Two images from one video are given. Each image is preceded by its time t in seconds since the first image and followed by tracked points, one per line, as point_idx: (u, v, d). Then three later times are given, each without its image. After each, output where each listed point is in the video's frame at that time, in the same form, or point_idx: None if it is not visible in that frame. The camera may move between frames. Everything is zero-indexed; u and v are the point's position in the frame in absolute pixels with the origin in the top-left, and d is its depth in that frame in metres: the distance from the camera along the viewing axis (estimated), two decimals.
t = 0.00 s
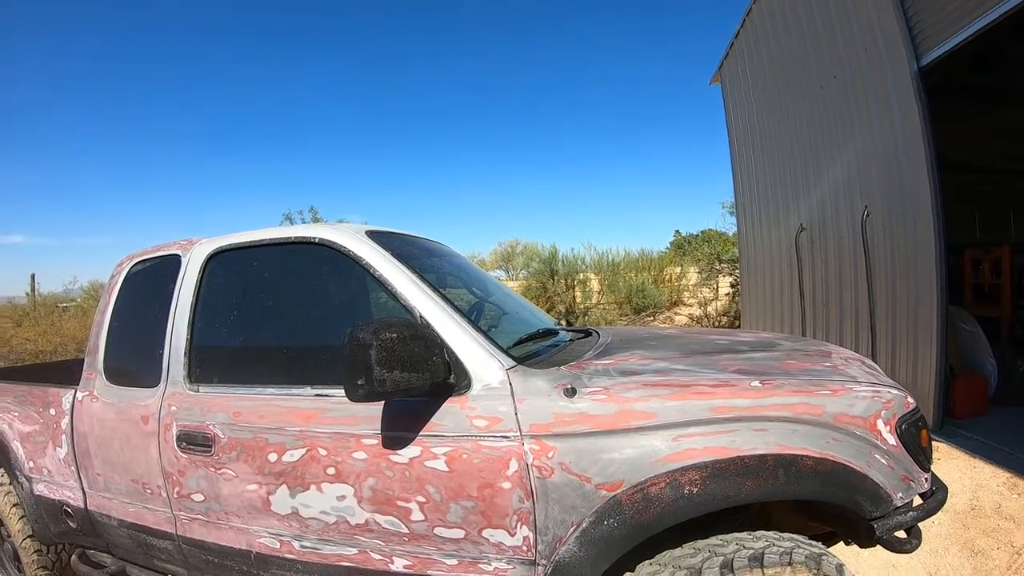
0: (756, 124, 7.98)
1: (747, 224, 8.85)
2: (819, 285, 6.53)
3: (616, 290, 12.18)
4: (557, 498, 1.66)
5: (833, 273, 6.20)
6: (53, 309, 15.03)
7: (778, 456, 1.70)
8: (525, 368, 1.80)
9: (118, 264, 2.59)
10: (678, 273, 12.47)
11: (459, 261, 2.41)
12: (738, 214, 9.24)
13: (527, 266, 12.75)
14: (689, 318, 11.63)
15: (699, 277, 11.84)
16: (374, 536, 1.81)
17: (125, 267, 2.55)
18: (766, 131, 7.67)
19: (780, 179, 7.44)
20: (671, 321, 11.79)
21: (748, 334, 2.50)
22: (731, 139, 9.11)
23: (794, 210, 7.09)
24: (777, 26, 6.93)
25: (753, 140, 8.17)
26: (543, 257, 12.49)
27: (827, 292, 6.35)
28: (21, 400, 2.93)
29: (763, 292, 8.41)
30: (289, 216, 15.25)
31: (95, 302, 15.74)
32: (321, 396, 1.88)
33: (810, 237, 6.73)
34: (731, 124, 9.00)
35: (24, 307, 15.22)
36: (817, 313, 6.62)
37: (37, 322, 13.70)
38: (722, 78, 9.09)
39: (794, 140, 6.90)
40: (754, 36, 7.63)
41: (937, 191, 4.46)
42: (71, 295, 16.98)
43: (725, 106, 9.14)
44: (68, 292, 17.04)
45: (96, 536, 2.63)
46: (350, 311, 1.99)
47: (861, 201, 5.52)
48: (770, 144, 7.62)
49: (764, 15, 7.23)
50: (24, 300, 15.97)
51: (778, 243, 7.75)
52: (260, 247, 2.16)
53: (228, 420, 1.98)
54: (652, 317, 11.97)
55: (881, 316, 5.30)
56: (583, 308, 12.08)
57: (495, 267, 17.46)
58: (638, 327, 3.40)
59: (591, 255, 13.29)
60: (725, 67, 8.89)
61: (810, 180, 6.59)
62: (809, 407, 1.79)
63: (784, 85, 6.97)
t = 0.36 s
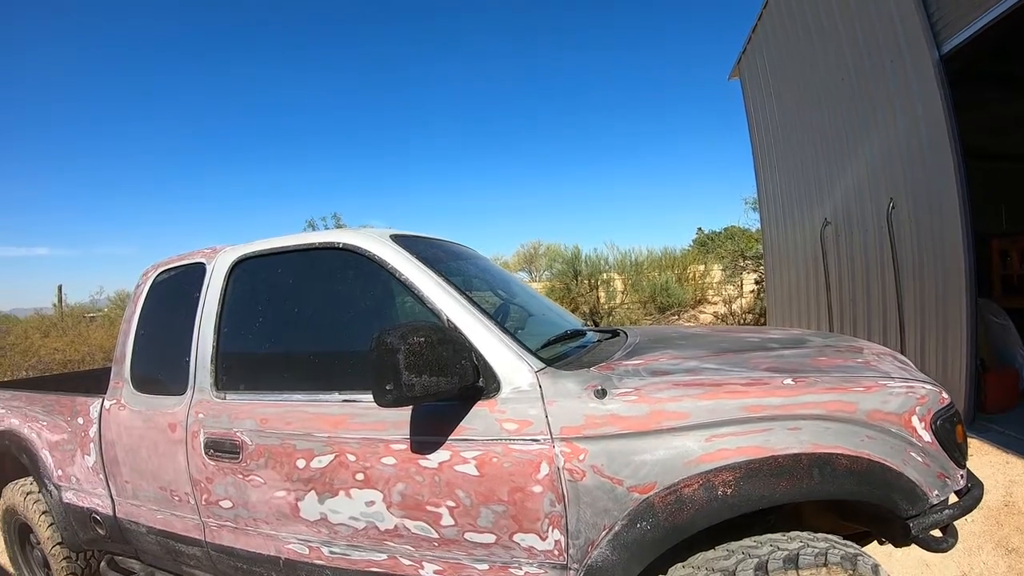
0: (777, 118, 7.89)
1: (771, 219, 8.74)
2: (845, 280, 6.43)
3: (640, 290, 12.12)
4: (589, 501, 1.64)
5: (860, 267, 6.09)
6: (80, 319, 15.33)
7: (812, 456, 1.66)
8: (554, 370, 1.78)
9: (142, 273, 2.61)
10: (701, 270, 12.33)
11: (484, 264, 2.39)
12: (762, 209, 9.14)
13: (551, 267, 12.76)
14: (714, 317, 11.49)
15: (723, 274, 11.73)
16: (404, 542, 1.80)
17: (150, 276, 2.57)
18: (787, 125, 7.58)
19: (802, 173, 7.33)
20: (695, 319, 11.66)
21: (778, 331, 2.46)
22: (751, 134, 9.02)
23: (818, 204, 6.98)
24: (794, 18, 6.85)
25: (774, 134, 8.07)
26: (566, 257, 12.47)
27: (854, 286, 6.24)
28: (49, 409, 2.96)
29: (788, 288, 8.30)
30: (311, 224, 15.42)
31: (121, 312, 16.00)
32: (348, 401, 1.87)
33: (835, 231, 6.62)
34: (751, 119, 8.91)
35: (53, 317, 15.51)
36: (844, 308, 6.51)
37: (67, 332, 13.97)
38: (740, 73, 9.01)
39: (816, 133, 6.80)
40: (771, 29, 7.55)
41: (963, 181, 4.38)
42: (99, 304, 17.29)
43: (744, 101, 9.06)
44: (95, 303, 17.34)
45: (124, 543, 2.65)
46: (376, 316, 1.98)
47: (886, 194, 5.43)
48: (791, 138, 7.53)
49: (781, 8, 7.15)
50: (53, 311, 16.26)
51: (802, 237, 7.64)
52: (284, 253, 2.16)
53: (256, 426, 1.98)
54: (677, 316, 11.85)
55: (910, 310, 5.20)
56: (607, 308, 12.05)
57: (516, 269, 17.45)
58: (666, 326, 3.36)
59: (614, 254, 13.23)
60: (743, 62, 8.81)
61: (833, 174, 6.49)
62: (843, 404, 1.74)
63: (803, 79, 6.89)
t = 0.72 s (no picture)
0: (798, 113, 7.81)
1: (794, 215, 8.64)
2: (869, 275, 6.35)
3: (662, 287, 12.09)
4: (617, 499, 1.64)
5: (884, 263, 6.02)
6: (105, 320, 15.60)
7: (840, 453, 1.64)
8: (581, 368, 1.78)
9: (168, 274, 2.65)
10: (723, 267, 12.21)
11: (508, 262, 2.40)
12: (784, 205, 9.05)
13: (572, 265, 12.77)
14: (736, 314, 11.38)
15: (745, 270, 11.63)
16: (431, 540, 1.81)
17: (176, 277, 2.60)
18: (809, 119, 7.50)
19: (824, 167, 7.25)
20: (717, 316, 11.55)
21: (804, 328, 2.43)
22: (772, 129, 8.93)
23: (841, 199, 6.90)
24: (813, 12, 6.79)
25: (796, 129, 7.99)
26: (587, 255, 12.46)
27: (878, 282, 6.16)
28: (76, 409, 3.01)
29: (811, 284, 8.21)
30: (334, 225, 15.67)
31: (145, 313, 16.23)
32: (375, 400, 1.89)
33: (858, 226, 6.54)
34: (772, 113, 8.84)
35: (79, 318, 15.80)
36: (868, 304, 6.43)
37: (94, 333, 14.23)
38: (761, 67, 8.94)
39: (838, 127, 6.73)
40: (791, 23, 7.49)
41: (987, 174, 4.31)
42: (123, 305, 17.56)
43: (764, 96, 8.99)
44: (120, 304, 17.60)
45: (150, 541, 2.68)
46: (402, 315, 1.99)
47: (909, 188, 5.35)
48: (812, 132, 7.45)
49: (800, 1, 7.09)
50: (78, 312, 16.54)
51: (825, 233, 7.55)
52: (310, 253, 2.18)
53: (283, 426, 2.00)
54: (699, 314, 11.76)
55: (934, 306, 5.13)
56: (629, 306, 12.01)
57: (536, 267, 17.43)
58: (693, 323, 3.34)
59: (635, 252, 13.18)
60: (763, 57, 8.73)
61: (855, 168, 6.41)
62: (871, 401, 1.72)
63: (824, 72, 6.81)
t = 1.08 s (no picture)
0: (787, 114, 7.87)
1: (783, 215, 8.71)
2: (858, 274, 6.40)
3: (652, 288, 12.09)
4: (608, 498, 1.65)
5: (872, 262, 6.07)
6: (93, 324, 15.46)
7: (829, 450, 1.66)
8: (572, 368, 1.79)
9: (159, 278, 2.64)
10: (713, 268, 12.28)
11: (499, 264, 2.41)
12: (773, 205, 9.11)
13: (561, 267, 12.78)
14: (726, 314, 11.45)
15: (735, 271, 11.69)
16: (424, 541, 1.81)
17: (167, 280, 2.59)
18: (798, 121, 7.55)
19: (813, 168, 7.31)
20: (707, 316, 11.64)
21: (792, 327, 2.46)
22: (762, 130, 8.99)
23: (830, 199, 6.96)
24: (802, 14, 6.84)
25: (785, 130, 8.05)
26: (577, 257, 12.50)
27: (867, 281, 6.22)
28: (67, 414, 2.99)
29: (800, 284, 8.28)
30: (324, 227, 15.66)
31: (133, 317, 16.09)
32: (368, 402, 1.89)
33: (846, 226, 6.59)
34: (761, 115, 8.89)
35: (67, 323, 15.66)
36: (857, 303, 6.49)
37: (81, 337, 14.10)
38: (750, 69, 8.99)
39: (826, 128, 6.78)
40: (780, 25, 7.55)
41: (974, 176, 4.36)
42: (111, 309, 17.43)
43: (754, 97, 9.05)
44: (108, 308, 17.45)
45: (143, 545, 2.67)
46: (393, 317, 2.00)
47: (897, 189, 5.41)
48: (801, 133, 7.50)
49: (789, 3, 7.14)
50: (65, 316, 16.38)
51: (814, 233, 7.61)
52: (301, 256, 2.19)
53: (275, 428, 2.01)
54: (689, 314, 11.84)
55: (923, 305, 5.19)
56: (619, 307, 12.04)
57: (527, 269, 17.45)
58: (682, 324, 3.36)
59: (625, 253, 13.22)
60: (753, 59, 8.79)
61: (844, 169, 6.46)
62: (859, 398, 1.75)
63: (813, 74, 6.86)
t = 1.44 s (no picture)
0: (791, 114, 7.85)
1: (787, 215, 8.69)
2: (863, 275, 6.38)
3: (656, 290, 12.08)
4: (616, 499, 1.65)
5: (877, 262, 6.06)
6: (99, 327, 15.52)
7: (836, 451, 1.66)
8: (578, 370, 1.79)
9: (165, 280, 2.65)
10: (717, 269, 12.26)
11: (504, 266, 2.41)
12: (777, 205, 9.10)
13: (566, 269, 12.81)
14: (731, 315, 11.42)
15: (740, 272, 11.73)
16: (431, 542, 1.81)
17: (173, 282, 2.60)
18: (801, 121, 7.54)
19: (817, 168, 7.30)
20: (712, 318, 11.61)
21: (798, 328, 2.45)
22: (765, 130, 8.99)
23: (834, 199, 6.95)
24: (805, 14, 6.84)
25: (788, 130, 8.04)
26: (581, 259, 12.52)
27: (872, 281, 6.20)
28: (73, 416, 3.00)
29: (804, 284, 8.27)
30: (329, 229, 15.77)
31: (138, 319, 16.13)
32: (374, 404, 1.90)
33: (851, 226, 6.58)
34: (765, 115, 8.88)
35: (72, 326, 15.72)
36: (862, 303, 6.47)
37: (87, 340, 14.15)
38: (753, 70, 8.98)
39: (830, 128, 6.77)
40: (782, 26, 7.55)
41: (979, 175, 4.35)
42: (115, 312, 17.47)
43: (757, 97, 9.04)
44: (113, 311, 17.50)
45: (149, 547, 2.68)
46: (398, 319, 2.00)
47: (902, 189, 5.39)
48: (805, 134, 7.49)
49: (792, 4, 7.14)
50: (70, 319, 16.43)
51: (819, 234, 7.59)
52: (307, 259, 2.19)
53: (282, 430, 2.01)
54: (693, 316, 11.82)
55: (928, 306, 5.17)
56: (623, 308, 12.04)
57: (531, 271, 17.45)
58: (687, 325, 3.35)
59: (629, 255, 13.21)
60: (756, 60, 8.78)
61: (848, 169, 6.45)
62: (865, 399, 1.74)
63: (816, 75, 6.85)
